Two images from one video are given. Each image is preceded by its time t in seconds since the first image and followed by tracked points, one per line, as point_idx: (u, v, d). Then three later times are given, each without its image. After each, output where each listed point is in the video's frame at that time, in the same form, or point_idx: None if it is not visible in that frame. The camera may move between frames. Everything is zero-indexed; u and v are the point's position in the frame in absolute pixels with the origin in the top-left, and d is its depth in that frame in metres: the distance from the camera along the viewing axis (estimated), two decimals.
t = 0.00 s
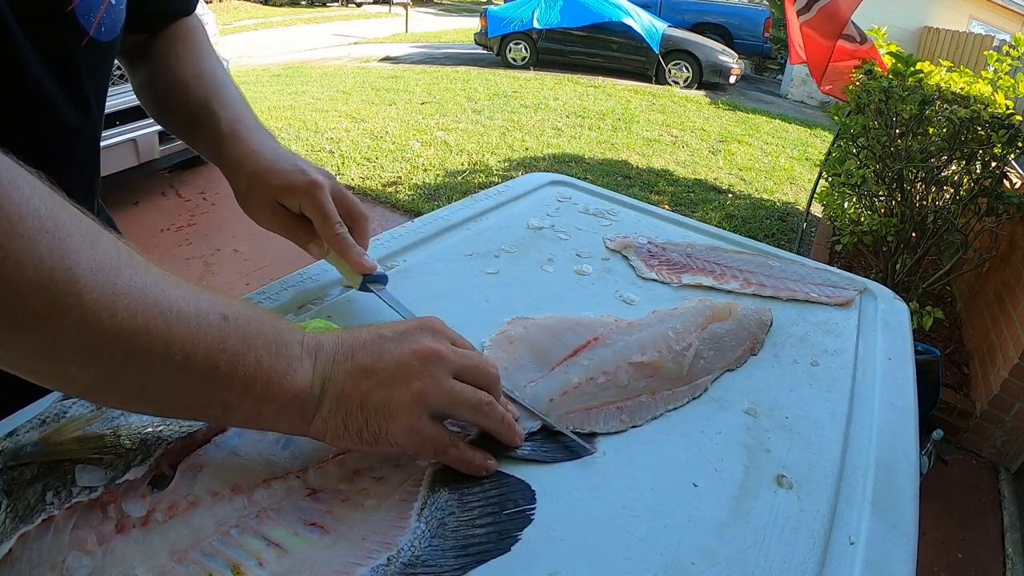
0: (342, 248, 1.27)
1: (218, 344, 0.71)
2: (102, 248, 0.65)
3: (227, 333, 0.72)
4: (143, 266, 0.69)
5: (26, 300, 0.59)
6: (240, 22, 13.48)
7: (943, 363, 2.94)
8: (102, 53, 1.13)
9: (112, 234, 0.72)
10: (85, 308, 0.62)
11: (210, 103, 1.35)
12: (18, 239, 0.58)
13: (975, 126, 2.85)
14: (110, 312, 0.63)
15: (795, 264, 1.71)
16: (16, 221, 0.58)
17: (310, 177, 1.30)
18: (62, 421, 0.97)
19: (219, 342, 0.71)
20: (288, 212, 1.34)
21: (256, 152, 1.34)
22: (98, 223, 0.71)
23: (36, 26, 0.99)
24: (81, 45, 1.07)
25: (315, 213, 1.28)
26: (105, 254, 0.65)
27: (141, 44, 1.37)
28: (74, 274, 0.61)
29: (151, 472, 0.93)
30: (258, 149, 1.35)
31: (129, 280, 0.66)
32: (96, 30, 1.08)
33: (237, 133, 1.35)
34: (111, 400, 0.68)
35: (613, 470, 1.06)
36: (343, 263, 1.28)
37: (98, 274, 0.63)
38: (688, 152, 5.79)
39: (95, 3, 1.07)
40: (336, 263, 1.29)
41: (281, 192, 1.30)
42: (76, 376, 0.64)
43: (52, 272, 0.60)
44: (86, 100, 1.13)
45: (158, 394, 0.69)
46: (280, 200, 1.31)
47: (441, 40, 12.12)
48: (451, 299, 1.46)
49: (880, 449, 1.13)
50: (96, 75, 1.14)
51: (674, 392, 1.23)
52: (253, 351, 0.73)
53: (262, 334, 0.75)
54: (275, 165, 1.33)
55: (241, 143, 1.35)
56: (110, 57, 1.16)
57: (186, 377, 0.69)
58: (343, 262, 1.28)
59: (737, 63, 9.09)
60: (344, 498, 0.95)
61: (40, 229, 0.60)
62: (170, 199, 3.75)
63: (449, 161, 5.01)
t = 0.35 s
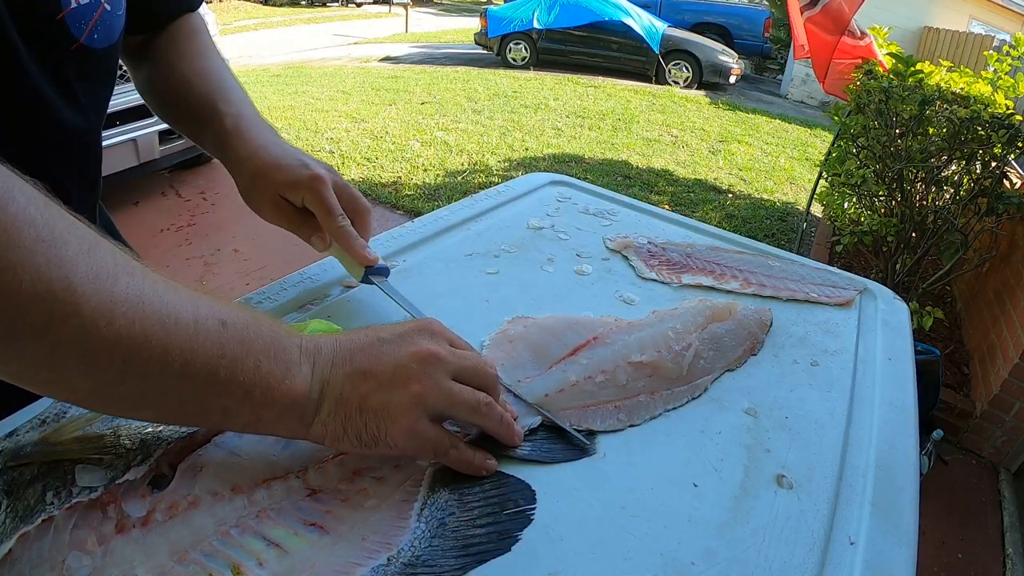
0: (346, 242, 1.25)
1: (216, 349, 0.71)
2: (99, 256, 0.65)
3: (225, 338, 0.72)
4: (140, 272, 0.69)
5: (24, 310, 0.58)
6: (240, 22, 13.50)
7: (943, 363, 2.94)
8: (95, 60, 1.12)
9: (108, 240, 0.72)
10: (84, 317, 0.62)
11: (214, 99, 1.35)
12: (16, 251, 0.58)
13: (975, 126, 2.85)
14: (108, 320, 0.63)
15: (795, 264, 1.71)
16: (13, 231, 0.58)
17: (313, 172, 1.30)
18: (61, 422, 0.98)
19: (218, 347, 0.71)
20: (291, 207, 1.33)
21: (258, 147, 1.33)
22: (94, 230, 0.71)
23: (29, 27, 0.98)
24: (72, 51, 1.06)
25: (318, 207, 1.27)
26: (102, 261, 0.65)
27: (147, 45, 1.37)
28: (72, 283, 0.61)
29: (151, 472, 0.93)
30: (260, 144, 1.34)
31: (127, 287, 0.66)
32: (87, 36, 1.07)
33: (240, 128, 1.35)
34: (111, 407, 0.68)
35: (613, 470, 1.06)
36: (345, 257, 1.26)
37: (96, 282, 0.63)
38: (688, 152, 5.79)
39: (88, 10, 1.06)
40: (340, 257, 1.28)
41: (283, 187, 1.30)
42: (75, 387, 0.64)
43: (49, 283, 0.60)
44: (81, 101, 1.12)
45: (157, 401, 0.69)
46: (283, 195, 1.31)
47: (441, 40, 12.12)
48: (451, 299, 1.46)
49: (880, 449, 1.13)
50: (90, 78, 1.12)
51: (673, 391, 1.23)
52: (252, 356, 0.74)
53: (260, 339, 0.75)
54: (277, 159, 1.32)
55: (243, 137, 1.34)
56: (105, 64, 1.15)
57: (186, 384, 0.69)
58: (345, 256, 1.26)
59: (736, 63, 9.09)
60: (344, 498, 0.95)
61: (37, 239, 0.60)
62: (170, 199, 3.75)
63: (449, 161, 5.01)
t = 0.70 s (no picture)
0: (376, 275, 1.26)
1: (219, 346, 0.70)
2: (96, 257, 0.65)
3: (227, 333, 0.71)
4: (140, 270, 0.69)
5: (20, 317, 0.59)
6: (240, 22, 13.50)
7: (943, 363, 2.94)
8: (95, 60, 1.11)
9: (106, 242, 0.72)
10: (82, 322, 0.62)
11: (233, 130, 1.34)
12: (11, 259, 0.58)
13: (975, 126, 2.85)
14: (107, 322, 0.64)
15: (795, 265, 1.71)
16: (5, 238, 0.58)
17: (338, 204, 1.30)
18: (62, 421, 0.99)
19: (220, 344, 0.70)
20: (317, 240, 1.33)
21: (281, 180, 1.33)
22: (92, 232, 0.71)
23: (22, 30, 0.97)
24: (70, 53, 1.05)
25: (345, 240, 1.28)
26: (100, 263, 0.65)
27: (160, 72, 1.35)
28: (68, 289, 0.61)
29: (151, 472, 0.93)
30: (282, 176, 1.34)
31: (125, 287, 0.65)
32: (85, 37, 1.07)
33: (262, 160, 1.34)
34: (115, 408, 0.69)
35: (613, 470, 1.06)
36: (375, 291, 1.27)
37: (92, 285, 0.63)
38: (688, 152, 5.79)
39: (84, 10, 1.05)
40: (370, 291, 1.29)
41: (308, 221, 1.30)
42: (77, 391, 0.65)
43: (44, 290, 0.60)
44: (82, 104, 1.11)
45: (161, 401, 0.69)
46: (308, 229, 1.31)
47: (441, 40, 12.12)
48: (451, 299, 1.45)
49: (880, 449, 1.13)
50: (91, 80, 1.12)
51: (673, 391, 1.23)
52: (256, 351, 0.73)
53: (264, 332, 0.75)
54: (302, 193, 1.32)
55: (265, 169, 1.33)
56: (105, 66, 1.15)
57: (189, 382, 0.69)
58: (375, 289, 1.27)
59: (737, 63, 9.09)
60: (344, 498, 0.95)
61: (30, 245, 0.60)
62: (170, 199, 3.75)
63: (449, 161, 5.01)
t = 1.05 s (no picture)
0: (375, 275, 1.26)
1: (230, 372, 0.70)
2: (108, 273, 0.64)
3: (238, 359, 0.71)
4: (149, 288, 0.68)
5: (32, 332, 0.58)
6: (240, 22, 13.52)
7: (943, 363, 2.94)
8: (93, 63, 1.12)
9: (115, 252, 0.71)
10: (92, 337, 0.61)
11: (232, 128, 1.34)
12: (20, 269, 0.57)
13: (975, 126, 2.85)
14: (118, 341, 0.63)
15: (795, 265, 1.71)
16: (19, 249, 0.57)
17: (338, 203, 1.31)
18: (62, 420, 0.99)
19: (231, 369, 0.70)
20: (317, 239, 1.34)
21: (281, 178, 1.34)
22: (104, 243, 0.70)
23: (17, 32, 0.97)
24: (66, 57, 1.06)
25: (344, 240, 1.28)
26: (111, 279, 0.64)
27: (159, 71, 1.35)
28: (80, 304, 0.60)
29: (151, 472, 0.93)
30: (282, 175, 1.35)
31: (136, 306, 0.65)
32: (80, 40, 1.07)
33: (262, 159, 1.34)
34: (120, 427, 0.68)
35: (613, 470, 1.06)
36: (372, 291, 1.27)
37: (104, 301, 0.62)
38: (688, 152, 5.79)
39: (79, 13, 1.05)
40: (368, 291, 1.29)
41: (309, 220, 1.31)
42: (83, 407, 0.64)
43: (55, 303, 0.59)
44: (77, 104, 1.11)
45: (169, 422, 0.69)
46: (308, 227, 1.31)
47: (441, 40, 12.13)
48: (451, 299, 1.45)
49: (880, 449, 1.13)
50: (87, 81, 1.12)
51: (673, 391, 1.23)
52: (266, 378, 0.73)
53: (275, 359, 0.75)
54: (302, 191, 1.33)
55: (265, 168, 1.34)
56: (102, 68, 1.15)
57: (199, 405, 0.69)
58: (372, 289, 1.27)
59: (737, 63, 9.09)
60: (344, 498, 0.95)
61: (43, 256, 0.59)
62: (170, 200, 3.75)
63: (449, 161, 5.01)
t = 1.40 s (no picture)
0: (349, 249, 1.28)
1: (238, 352, 0.70)
2: (117, 254, 0.65)
3: (247, 341, 0.72)
4: (158, 275, 0.69)
5: (44, 305, 0.58)
6: (241, 22, 13.52)
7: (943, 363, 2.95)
8: (85, 64, 1.11)
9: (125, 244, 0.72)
10: (104, 312, 0.61)
11: (213, 107, 1.34)
12: (34, 243, 0.57)
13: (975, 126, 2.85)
14: (130, 318, 0.63)
15: (795, 265, 1.71)
16: (33, 223, 0.58)
17: (316, 181, 1.30)
18: (62, 420, 0.99)
19: (240, 350, 0.71)
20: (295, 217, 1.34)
21: (260, 157, 1.34)
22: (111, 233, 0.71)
23: (23, 35, 0.97)
24: (60, 57, 1.05)
25: (321, 216, 1.28)
26: (121, 260, 0.65)
27: (142, 55, 1.36)
28: (92, 278, 0.61)
29: (151, 472, 0.93)
30: (262, 153, 1.34)
31: (146, 286, 0.65)
32: (75, 42, 1.06)
33: (242, 138, 1.34)
34: (128, 415, 0.68)
35: (613, 471, 1.06)
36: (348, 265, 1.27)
37: (115, 278, 0.63)
38: (688, 152, 5.79)
39: (76, 16, 1.05)
40: (345, 267, 1.29)
41: (287, 197, 1.30)
42: (92, 389, 0.64)
43: (68, 277, 0.59)
44: (70, 103, 1.11)
45: (177, 407, 0.68)
46: (286, 205, 1.31)
47: (441, 40, 12.12)
48: (451, 299, 1.45)
49: (880, 449, 1.13)
50: (79, 82, 1.12)
51: (673, 392, 1.23)
52: (274, 360, 0.74)
53: (281, 345, 0.76)
54: (281, 169, 1.32)
55: (245, 147, 1.34)
56: (94, 69, 1.14)
57: (207, 387, 0.69)
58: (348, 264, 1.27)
59: (737, 63, 9.09)
60: (344, 498, 0.95)
61: (55, 232, 0.59)
62: (170, 199, 3.75)
63: (449, 161, 5.01)
